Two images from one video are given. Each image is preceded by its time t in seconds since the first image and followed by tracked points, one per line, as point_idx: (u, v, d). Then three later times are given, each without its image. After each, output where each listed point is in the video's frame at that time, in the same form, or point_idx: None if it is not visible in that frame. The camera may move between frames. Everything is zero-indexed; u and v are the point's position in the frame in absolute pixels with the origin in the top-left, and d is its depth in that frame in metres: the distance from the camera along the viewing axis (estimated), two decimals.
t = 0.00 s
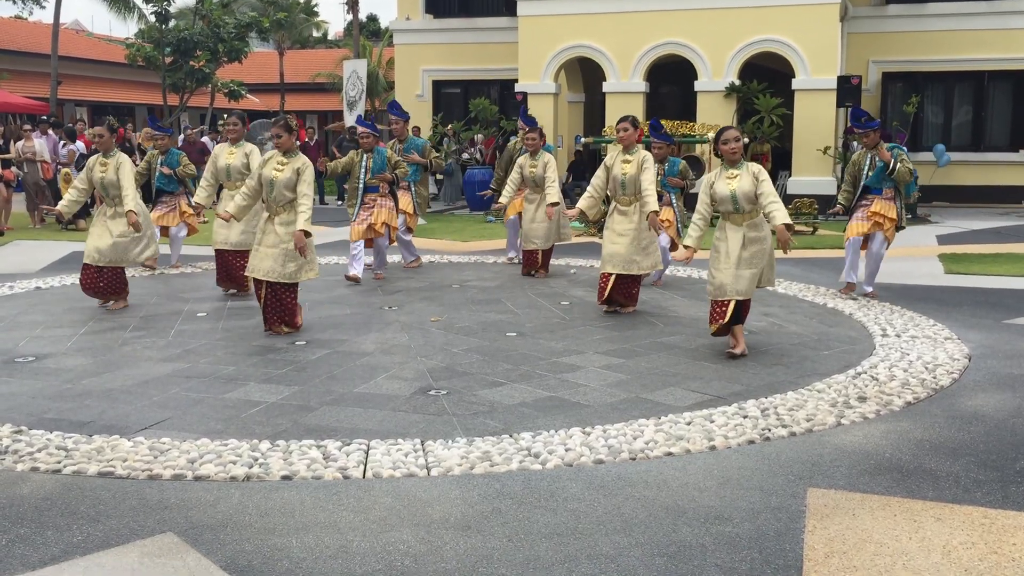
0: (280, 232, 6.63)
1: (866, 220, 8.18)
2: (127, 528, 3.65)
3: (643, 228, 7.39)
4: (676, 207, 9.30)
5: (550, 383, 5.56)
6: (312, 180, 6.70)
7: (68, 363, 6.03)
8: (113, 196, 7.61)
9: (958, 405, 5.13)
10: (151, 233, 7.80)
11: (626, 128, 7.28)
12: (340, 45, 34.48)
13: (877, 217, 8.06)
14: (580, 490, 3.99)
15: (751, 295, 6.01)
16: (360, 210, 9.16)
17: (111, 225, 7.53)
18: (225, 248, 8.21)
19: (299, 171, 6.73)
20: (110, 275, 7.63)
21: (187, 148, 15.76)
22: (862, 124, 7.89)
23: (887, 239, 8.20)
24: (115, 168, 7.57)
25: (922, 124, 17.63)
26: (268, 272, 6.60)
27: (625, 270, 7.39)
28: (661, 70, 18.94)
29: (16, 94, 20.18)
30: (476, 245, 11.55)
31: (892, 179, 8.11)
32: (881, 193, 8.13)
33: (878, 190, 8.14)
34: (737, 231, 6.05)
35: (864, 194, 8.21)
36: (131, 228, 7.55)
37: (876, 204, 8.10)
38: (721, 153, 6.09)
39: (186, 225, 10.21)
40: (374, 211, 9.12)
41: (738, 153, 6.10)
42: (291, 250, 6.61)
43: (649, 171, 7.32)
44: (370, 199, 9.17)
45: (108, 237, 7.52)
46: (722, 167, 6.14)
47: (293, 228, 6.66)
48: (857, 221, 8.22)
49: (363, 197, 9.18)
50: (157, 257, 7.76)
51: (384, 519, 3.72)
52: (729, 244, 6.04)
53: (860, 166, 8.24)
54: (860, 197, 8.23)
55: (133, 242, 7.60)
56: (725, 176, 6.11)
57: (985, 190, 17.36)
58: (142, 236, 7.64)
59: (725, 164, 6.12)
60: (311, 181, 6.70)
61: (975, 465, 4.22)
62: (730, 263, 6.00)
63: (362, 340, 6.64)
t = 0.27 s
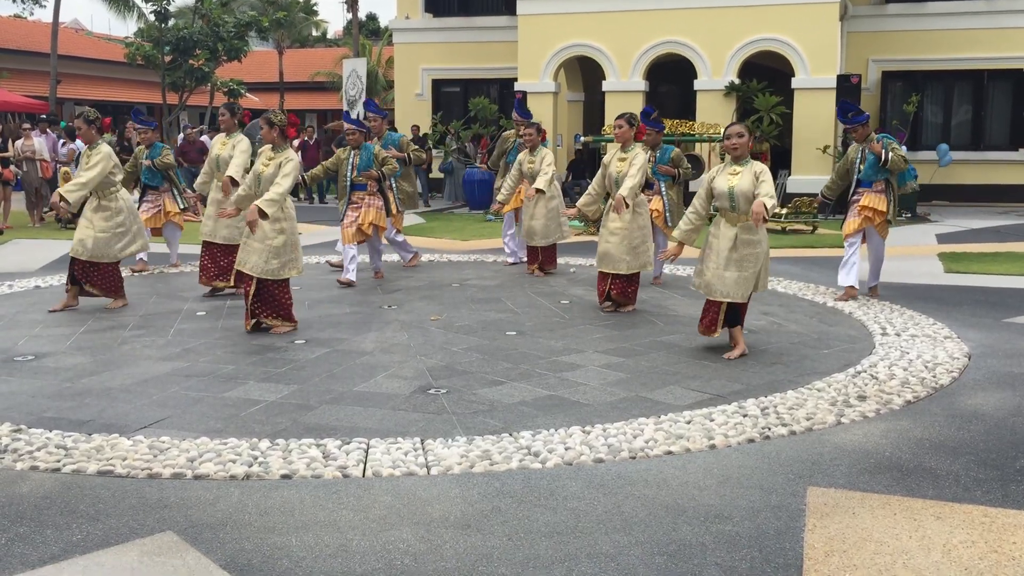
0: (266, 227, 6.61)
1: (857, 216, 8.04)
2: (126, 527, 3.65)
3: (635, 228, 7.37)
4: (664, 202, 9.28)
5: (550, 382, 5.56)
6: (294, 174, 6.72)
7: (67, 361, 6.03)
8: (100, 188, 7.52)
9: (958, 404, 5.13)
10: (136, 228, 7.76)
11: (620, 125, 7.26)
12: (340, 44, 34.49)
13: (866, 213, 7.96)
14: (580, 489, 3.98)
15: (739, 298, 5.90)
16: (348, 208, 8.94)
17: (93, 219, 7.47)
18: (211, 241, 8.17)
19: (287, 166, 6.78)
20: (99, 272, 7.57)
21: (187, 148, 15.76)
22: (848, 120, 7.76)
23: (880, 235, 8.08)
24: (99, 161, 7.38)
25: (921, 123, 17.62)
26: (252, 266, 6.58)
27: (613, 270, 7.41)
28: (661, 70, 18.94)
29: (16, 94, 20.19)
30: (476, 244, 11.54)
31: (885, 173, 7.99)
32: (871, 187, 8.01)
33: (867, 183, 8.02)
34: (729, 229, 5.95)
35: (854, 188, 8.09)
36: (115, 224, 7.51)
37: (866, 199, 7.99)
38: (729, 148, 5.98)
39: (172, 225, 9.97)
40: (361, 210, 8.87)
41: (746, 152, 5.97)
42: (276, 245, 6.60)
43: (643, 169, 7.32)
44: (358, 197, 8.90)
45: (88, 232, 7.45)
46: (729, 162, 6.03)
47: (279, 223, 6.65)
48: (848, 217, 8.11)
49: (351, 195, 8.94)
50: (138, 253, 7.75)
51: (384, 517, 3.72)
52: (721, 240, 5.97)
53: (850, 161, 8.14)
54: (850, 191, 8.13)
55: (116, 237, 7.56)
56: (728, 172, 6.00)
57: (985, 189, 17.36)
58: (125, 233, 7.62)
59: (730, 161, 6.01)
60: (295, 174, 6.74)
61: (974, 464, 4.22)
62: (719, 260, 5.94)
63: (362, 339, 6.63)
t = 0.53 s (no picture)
0: (251, 234, 6.64)
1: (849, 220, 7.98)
2: (127, 529, 3.65)
3: (628, 234, 7.37)
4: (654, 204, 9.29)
5: (551, 383, 5.55)
6: (277, 180, 6.68)
7: (67, 363, 6.03)
8: (78, 191, 7.43)
9: (959, 406, 5.12)
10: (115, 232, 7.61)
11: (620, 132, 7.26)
12: (340, 45, 34.47)
13: (860, 217, 7.89)
14: (581, 490, 3.98)
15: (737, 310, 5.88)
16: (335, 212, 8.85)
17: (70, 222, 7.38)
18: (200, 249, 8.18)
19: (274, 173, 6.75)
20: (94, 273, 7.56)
21: (187, 149, 15.76)
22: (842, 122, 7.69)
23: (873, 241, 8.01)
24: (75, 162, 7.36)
25: (922, 124, 17.61)
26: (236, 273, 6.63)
27: (603, 274, 7.45)
28: (662, 71, 18.95)
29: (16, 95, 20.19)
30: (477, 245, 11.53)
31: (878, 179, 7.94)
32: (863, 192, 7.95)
33: (860, 188, 7.96)
34: (727, 239, 5.95)
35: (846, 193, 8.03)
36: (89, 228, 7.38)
37: (858, 204, 7.92)
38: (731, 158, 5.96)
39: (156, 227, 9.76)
40: (347, 214, 8.78)
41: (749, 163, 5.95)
42: (259, 252, 6.60)
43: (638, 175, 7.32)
44: (344, 200, 8.79)
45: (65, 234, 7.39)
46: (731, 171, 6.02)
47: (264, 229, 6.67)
48: (841, 223, 8.03)
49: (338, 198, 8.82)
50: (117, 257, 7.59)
51: (385, 519, 3.72)
52: (718, 250, 5.96)
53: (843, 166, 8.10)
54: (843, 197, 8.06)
55: (91, 241, 7.41)
56: (730, 182, 5.98)
57: (985, 190, 17.35)
58: (102, 236, 7.47)
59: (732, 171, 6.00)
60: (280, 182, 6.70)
61: (976, 466, 4.21)
62: (716, 271, 5.93)
63: (363, 340, 6.63)
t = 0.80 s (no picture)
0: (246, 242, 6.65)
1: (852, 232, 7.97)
2: (131, 532, 3.65)
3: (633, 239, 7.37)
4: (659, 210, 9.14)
5: (555, 387, 5.55)
6: (277, 195, 6.72)
7: (72, 366, 6.04)
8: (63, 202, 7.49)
9: (964, 409, 5.12)
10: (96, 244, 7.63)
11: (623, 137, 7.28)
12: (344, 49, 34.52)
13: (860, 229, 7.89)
14: (585, 494, 3.98)
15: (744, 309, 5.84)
16: (331, 221, 8.84)
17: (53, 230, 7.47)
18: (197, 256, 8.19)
19: (275, 184, 6.78)
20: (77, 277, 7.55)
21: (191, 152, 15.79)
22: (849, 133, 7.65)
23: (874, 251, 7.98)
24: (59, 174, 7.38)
25: (927, 127, 17.59)
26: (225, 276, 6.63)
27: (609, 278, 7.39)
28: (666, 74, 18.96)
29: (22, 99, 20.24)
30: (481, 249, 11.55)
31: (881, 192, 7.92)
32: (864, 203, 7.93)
33: (862, 200, 7.92)
34: (733, 241, 5.94)
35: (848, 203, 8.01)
36: (67, 237, 7.43)
37: (861, 216, 7.91)
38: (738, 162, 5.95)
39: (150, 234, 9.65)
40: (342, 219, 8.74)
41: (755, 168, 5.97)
42: (253, 260, 6.61)
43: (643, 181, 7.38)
44: (339, 207, 8.83)
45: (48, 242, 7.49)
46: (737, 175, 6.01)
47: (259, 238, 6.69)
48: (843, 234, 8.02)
49: (335, 206, 8.84)
50: (92, 269, 7.59)
51: (389, 523, 3.72)
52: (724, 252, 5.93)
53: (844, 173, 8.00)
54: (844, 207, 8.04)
55: (69, 251, 7.48)
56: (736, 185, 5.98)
57: (991, 193, 17.32)
58: (80, 247, 7.50)
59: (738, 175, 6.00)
60: (279, 195, 6.74)
61: (981, 470, 4.20)
62: (721, 273, 5.90)
63: (367, 344, 6.64)
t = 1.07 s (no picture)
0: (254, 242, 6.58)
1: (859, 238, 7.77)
2: (140, 536, 3.66)
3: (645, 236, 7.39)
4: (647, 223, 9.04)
5: (562, 392, 5.54)
6: (291, 193, 6.66)
7: (81, 370, 6.06)
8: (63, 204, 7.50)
9: (974, 415, 5.09)
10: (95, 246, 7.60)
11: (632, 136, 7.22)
12: (352, 53, 34.59)
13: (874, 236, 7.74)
14: (593, 500, 3.97)
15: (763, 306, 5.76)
16: (330, 225, 8.53)
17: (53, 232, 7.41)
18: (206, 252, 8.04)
19: (281, 183, 6.70)
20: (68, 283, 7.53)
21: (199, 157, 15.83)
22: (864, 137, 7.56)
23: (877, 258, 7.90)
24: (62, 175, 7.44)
25: (936, 132, 17.51)
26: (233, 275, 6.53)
27: (630, 277, 7.34)
28: (674, 78, 18.94)
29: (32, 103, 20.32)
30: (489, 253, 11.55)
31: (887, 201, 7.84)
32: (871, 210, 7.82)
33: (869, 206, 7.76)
34: (745, 239, 5.81)
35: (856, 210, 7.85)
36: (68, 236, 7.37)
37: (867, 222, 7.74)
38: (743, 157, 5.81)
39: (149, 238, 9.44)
40: (341, 223, 8.41)
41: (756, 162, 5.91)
42: (260, 257, 6.54)
43: (655, 179, 7.39)
44: (339, 210, 8.52)
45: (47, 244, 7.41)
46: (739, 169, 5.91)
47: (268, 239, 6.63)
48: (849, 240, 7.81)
49: (335, 210, 8.55)
50: (92, 269, 7.50)
51: (397, 528, 3.72)
52: (738, 252, 5.79)
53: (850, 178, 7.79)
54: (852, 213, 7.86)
55: (70, 251, 7.41)
56: (741, 180, 5.88)
57: (1000, 198, 17.26)
58: (81, 247, 7.44)
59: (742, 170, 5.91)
60: (291, 193, 6.67)
61: (991, 476, 4.18)
62: (739, 273, 5.75)
63: (375, 348, 6.64)
